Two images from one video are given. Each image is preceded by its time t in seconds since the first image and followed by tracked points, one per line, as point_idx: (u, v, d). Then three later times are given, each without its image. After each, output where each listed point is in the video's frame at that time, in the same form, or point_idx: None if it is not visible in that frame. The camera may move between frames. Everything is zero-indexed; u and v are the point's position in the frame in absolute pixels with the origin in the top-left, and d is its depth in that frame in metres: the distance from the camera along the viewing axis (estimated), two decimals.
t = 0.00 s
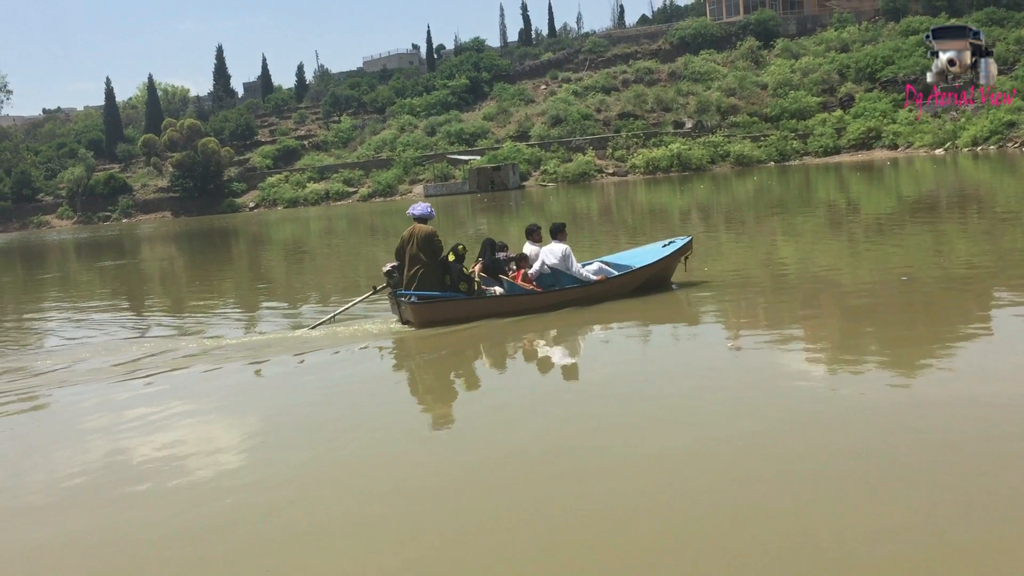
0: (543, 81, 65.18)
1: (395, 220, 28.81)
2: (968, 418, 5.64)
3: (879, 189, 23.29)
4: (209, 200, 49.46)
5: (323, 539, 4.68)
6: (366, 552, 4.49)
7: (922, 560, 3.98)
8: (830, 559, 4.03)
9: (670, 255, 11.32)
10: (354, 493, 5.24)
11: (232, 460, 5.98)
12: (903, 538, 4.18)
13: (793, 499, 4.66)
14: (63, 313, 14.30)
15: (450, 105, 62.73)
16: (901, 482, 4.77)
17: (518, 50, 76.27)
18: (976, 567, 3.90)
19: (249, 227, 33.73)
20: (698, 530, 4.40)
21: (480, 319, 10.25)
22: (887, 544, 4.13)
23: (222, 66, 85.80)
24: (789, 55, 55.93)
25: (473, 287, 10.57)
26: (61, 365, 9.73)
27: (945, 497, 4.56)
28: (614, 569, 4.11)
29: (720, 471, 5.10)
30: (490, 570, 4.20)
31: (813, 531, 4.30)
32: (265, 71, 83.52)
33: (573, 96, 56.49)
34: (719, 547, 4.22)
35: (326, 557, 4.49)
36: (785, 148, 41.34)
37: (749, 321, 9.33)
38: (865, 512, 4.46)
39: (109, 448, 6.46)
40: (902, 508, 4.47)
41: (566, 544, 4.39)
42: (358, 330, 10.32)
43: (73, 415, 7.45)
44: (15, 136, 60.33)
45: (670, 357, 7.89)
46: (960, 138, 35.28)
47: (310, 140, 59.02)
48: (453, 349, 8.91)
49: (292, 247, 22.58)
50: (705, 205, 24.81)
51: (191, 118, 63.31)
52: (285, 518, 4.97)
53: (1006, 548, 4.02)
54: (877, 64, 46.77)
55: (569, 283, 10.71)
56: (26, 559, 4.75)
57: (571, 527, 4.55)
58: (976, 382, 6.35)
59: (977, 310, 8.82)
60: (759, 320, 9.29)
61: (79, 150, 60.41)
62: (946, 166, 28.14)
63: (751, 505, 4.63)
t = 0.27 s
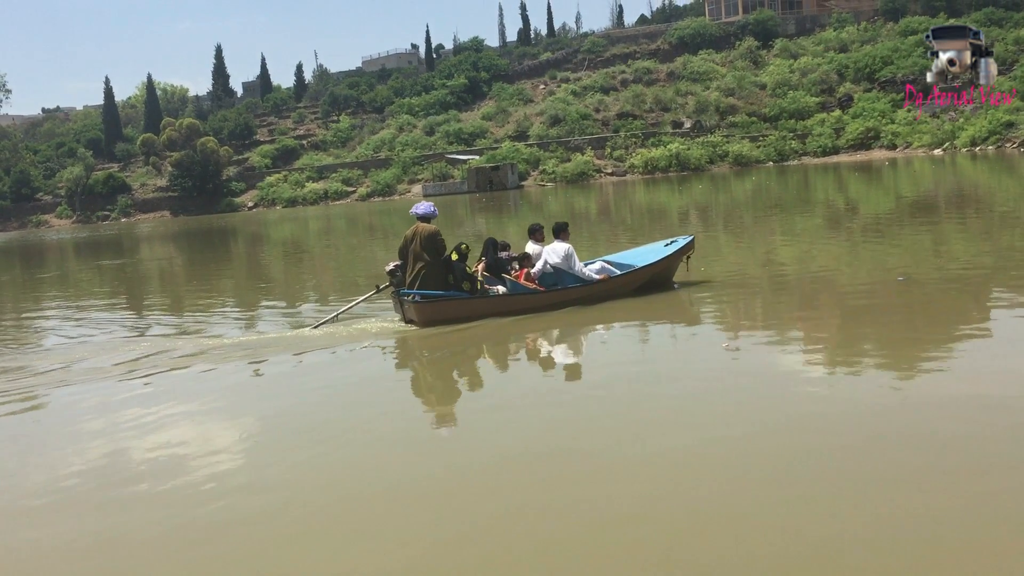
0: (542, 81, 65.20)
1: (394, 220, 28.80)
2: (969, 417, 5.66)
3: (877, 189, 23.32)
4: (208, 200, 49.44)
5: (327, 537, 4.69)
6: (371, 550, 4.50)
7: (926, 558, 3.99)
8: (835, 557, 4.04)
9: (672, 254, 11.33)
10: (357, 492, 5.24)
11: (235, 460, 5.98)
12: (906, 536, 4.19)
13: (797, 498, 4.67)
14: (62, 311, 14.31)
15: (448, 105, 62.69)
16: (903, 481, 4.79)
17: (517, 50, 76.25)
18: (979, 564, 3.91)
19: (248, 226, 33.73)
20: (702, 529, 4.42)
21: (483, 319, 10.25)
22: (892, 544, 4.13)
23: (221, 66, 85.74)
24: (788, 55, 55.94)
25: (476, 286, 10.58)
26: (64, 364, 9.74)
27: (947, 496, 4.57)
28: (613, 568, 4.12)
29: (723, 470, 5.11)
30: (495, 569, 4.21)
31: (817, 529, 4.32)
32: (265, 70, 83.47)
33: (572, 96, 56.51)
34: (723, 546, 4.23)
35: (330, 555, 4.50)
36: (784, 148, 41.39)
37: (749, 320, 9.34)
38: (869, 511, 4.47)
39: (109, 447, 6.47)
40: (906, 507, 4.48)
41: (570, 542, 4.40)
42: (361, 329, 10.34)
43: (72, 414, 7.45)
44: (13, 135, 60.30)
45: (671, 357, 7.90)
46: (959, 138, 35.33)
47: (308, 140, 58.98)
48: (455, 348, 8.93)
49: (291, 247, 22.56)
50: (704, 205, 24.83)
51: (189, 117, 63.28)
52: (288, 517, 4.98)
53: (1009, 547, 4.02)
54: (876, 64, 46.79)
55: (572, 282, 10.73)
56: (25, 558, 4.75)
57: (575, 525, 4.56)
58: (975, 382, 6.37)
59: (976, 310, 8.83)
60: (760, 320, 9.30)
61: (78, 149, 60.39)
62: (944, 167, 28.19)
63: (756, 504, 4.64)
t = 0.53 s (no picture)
0: (538, 80, 65.20)
1: (391, 219, 28.78)
2: (970, 415, 5.67)
3: (874, 189, 23.33)
4: (204, 198, 49.35)
5: (329, 536, 4.68)
6: (373, 550, 4.49)
7: (929, 557, 3.99)
8: (839, 555, 4.04)
9: (672, 253, 11.35)
10: (358, 492, 5.24)
11: (235, 459, 5.97)
12: (909, 534, 4.19)
13: (799, 497, 4.67)
14: (58, 310, 14.25)
15: (445, 103, 62.61)
16: (905, 479, 4.79)
17: (514, 49, 76.20)
18: (982, 564, 3.91)
19: (245, 224, 33.69)
20: (705, 527, 4.42)
21: (483, 317, 10.25)
22: (895, 543, 4.13)
23: (218, 64, 85.62)
24: (785, 54, 55.96)
25: (476, 285, 10.58)
26: (63, 362, 9.72)
27: (949, 495, 4.58)
28: (610, 567, 4.11)
29: (726, 469, 5.10)
30: (497, 568, 4.21)
31: (819, 529, 4.31)
32: (261, 69, 83.33)
33: (569, 95, 56.49)
34: (727, 545, 4.23)
35: (333, 555, 4.49)
36: (780, 147, 41.41)
37: (748, 318, 9.36)
38: (871, 510, 4.47)
39: (105, 447, 6.45)
40: (908, 507, 4.48)
41: (572, 542, 4.39)
42: (361, 328, 10.34)
43: (67, 414, 7.42)
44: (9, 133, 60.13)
45: (671, 356, 7.90)
46: (954, 138, 35.39)
47: (305, 138, 58.89)
48: (455, 347, 8.93)
49: (287, 245, 22.52)
50: (701, 204, 24.83)
51: (186, 116, 63.15)
52: (289, 517, 4.97)
53: (1012, 545, 4.03)
54: (872, 64, 46.84)
55: (573, 280, 10.77)
56: (23, 560, 4.74)
57: (578, 525, 4.56)
58: (974, 381, 6.38)
59: (973, 309, 8.86)
60: (759, 319, 9.32)
61: (74, 147, 60.26)
62: (940, 166, 28.21)
63: (759, 503, 4.64)
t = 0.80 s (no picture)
0: (536, 79, 65.18)
1: (388, 218, 28.74)
2: (968, 415, 5.67)
3: (871, 188, 23.34)
4: (201, 197, 49.27)
5: (330, 535, 4.69)
6: (371, 549, 4.50)
7: (925, 556, 4.01)
8: (837, 554, 4.06)
9: (670, 253, 11.37)
10: (358, 489, 5.26)
11: (236, 458, 5.97)
12: (906, 533, 4.21)
13: (799, 496, 4.68)
14: (54, 309, 14.22)
15: (442, 103, 62.51)
16: (903, 478, 4.81)
17: (511, 48, 76.14)
18: (978, 562, 3.94)
19: (242, 224, 33.61)
20: (702, 525, 4.44)
21: (483, 315, 10.26)
22: (892, 542, 4.14)
23: (215, 63, 85.49)
24: (782, 54, 55.97)
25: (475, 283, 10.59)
26: (63, 361, 9.73)
27: (946, 493, 4.60)
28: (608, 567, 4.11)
29: (724, 468, 5.12)
30: (500, 566, 4.21)
31: (818, 525, 4.34)
32: (258, 67, 83.19)
33: (566, 94, 56.47)
34: (724, 543, 4.25)
35: (332, 554, 4.49)
36: (777, 146, 41.41)
37: (743, 318, 9.38)
38: (870, 509, 4.48)
39: (102, 447, 6.43)
40: (905, 505, 4.51)
41: (573, 539, 4.41)
42: (362, 326, 10.37)
43: (63, 414, 7.39)
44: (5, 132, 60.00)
45: (669, 354, 7.92)
46: (951, 138, 35.43)
47: (302, 137, 58.81)
48: (455, 345, 8.95)
49: (284, 245, 22.48)
50: (698, 203, 24.84)
51: (183, 115, 63.03)
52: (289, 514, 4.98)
53: (1008, 543, 4.05)
54: (870, 63, 46.89)
55: (572, 279, 10.78)
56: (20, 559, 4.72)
57: (578, 524, 4.56)
58: (969, 380, 6.40)
59: (970, 308, 8.88)
60: (757, 318, 9.34)
61: (70, 146, 60.14)
62: (937, 166, 28.23)
63: (758, 502, 4.64)
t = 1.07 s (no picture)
0: (529, 77, 65.17)
1: (381, 215, 28.71)
2: (962, 414, 5.68)
3: (864, 186, 23.42)
4: (193, 194, 49.12)
5: (325, 535, 4.68)
6: (369, 547, 4.50)
7: (920, 555, 4.01)
8: (832, 554, 4.06)
9: (667, 250, 11.37)
10: (352, 489, 5.25)
11: (231, 456, 5.97)
12: (901, 532, 4.22)
13: (794, 495, 4.68)
14: (47, 306, 14.16)
15: (436, 100, 62.43)
16: (897, 478, 4.81)
17: (505, 45, 76.10)
18: (974, 561, 3.94)
19: (235, 220, 33.52)
20: (697, 525, 4.44)
21: (481, 312, 10.28)
22: (888, 538, 4.17)
23: (208, 60, 85.22)
24: (775, 52, 56.07)
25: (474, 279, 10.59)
26: (61, 357, 9.74)
27: (940, 492, 4.61)
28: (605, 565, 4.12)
29: (719, 467, 5.12)
30: (496, 565, 4.22)
31: (813, 525, 4.34)
32: (251, 64, 82.94)
33: (560, 92, 56.47)
34: (719, 543, 4.24)
35: (329, 551, 4.50)
36: (770, 144, 41.49)
37: (738, 315, 9.41)
38: (865, 508, 4.48)
39: (96, 445, 6.41)
40: (901, 504, 4.50)
41: (568, 538, 4.41)
42: (360, 322, 10.39)
43: (57, 412, 7.37)
44: None
45: (665, 352, 7.94)
46: (944, 135, 35.57)
47: (295, 134, 58.68)
48: (454, 342, 8.97)
49: (277, 242, 22.41)
50: (691, 201, 24.90)
51: (175, 112, 62.83)
52: (283, 514, 4.96)
53: (1002, 542, 4.06)
54: (862, 61, 47.03)
55: (569, 276, 10.80)
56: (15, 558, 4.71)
57: (573, 524, 4.55)
58: (961, 378, 6.42)
59: (963, 305, 8.94)
60: (752, 315, 9.36)
61: (62, 143, 59.89)
62: (929, 164, 28.35)
63: (753, 502, 4.64)
